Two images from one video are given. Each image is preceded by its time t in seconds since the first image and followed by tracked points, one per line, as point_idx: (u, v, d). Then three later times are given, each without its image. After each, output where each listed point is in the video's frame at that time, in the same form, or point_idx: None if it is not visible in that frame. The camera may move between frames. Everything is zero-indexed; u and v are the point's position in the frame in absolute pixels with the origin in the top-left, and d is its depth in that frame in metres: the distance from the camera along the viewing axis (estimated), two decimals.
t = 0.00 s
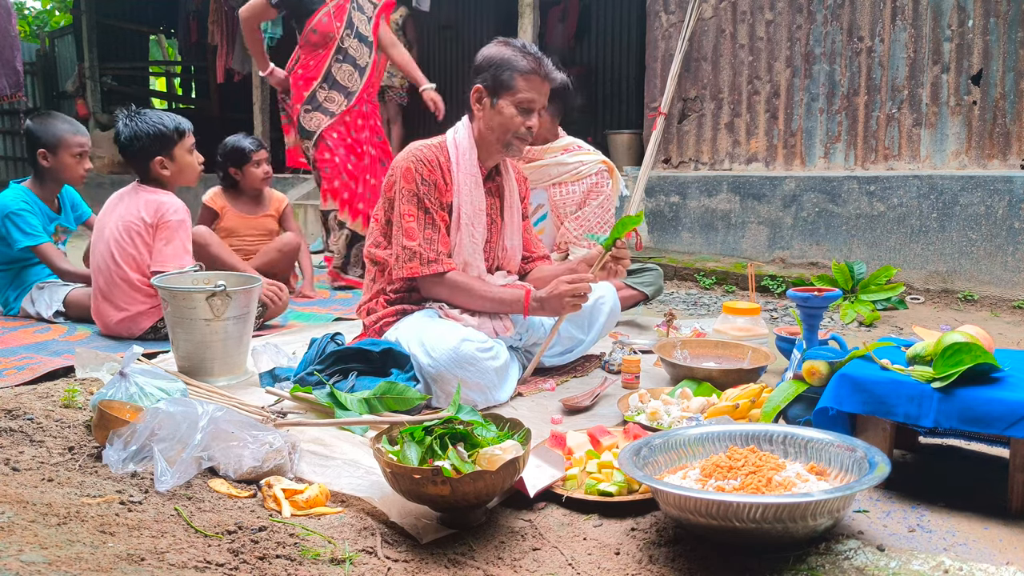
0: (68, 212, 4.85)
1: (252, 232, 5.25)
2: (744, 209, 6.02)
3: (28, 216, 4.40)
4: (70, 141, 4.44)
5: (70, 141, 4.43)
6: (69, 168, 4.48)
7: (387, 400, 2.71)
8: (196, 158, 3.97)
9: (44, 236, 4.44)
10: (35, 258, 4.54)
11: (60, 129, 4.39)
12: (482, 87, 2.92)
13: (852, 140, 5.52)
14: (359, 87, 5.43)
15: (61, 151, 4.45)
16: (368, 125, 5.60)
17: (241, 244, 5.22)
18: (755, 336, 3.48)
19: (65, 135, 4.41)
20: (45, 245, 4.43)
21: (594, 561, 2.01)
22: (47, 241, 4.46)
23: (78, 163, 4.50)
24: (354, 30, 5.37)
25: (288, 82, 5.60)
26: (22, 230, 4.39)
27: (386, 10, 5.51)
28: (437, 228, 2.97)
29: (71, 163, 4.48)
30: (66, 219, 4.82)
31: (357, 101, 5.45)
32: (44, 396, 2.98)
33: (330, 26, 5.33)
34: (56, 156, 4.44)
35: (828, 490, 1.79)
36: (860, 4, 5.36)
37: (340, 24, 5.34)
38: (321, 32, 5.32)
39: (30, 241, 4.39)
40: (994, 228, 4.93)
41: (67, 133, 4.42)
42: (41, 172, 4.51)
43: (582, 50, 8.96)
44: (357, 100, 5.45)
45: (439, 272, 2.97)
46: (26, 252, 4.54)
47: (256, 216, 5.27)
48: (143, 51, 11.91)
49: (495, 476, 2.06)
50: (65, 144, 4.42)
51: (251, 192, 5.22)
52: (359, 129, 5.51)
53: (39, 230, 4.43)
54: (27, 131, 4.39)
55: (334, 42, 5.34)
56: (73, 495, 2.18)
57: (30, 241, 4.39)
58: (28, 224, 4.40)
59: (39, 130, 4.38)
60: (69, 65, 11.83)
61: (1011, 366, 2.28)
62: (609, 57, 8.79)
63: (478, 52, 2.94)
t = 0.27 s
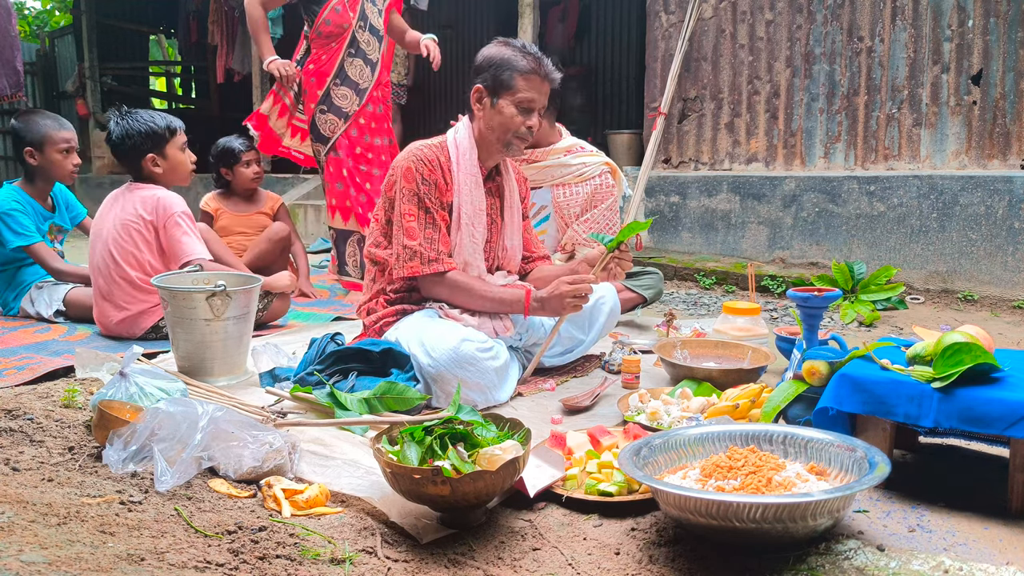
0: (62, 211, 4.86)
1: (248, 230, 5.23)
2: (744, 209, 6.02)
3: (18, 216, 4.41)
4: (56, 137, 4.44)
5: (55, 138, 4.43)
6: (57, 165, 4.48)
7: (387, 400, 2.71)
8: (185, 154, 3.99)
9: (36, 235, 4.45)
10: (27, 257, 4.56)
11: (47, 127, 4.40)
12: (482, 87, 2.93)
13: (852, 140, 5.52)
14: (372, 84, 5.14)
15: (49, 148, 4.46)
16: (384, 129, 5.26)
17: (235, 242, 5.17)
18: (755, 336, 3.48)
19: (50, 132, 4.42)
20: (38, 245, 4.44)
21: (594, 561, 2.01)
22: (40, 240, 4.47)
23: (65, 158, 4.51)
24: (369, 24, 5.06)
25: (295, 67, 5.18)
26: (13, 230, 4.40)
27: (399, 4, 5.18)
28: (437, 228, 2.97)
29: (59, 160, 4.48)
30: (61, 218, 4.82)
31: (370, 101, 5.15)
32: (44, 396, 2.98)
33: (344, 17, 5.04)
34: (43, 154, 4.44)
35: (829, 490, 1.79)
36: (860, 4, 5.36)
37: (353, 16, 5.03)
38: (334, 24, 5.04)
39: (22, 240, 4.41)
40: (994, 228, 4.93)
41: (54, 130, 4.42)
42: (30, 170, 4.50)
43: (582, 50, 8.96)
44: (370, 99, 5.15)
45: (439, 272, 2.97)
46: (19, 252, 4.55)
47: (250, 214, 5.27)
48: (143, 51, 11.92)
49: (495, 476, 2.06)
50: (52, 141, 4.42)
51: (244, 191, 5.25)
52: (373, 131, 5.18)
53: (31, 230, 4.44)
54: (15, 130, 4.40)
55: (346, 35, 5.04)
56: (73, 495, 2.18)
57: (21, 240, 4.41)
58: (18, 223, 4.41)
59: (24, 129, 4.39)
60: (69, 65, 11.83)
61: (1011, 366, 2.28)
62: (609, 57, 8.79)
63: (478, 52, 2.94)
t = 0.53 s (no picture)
0: (59, 211, 4.87)
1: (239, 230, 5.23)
2: (744, 209, 6.02)
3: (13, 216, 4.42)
4: (49, 136, 4.43)
5: (49, 136, 4.42)
6: (51, 163, 4.48)
7: (387, 400, 2.71)
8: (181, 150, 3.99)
9: (33, 235, 4.45)
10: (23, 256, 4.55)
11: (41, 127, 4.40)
12: (482, 87, 2.93)
13: (852, 140, 5.52)
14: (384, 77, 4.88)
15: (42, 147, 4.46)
16: (395, 128, 5.00)
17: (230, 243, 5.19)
18: (755, 336, 3.48)
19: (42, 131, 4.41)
20: (33, 244, 4.44)
21: (594, 561, 2.01)
22: (36, 240, 4.47)
23: (59, 156, 4.49)
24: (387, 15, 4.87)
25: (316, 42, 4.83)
26: (10, 229, 4.40)
27: None
28: (437, 228, 2.97)
29: (54, 158, 4.48)
30: (57, 218, 4.83)
31: (382, 95, 4.89)
32: (44, 396, 2.98)
33: (363, 6, 4.76)
34: (36, 152, 4.44)
35: (829, 490, 1.79)
36: (860, 4, 5.36)
37: (372, 4, 4.79)
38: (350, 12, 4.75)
39: (19, 240, 4.41)
40: (994, 228, 4.93)
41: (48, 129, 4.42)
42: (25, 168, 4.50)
43: (582, 50, 8.96)
44: (381, 93, 4.89)
45: (439, 272, 2.97)
46: (15, 252, 4.54)
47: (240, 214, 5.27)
48: (143, 51, 11.92)
49: (495, 476, 2.06)
50: (45, 139, 4.41)
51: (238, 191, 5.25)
52: (382, 128, 4.91)
53: (27, 229, 4.44)
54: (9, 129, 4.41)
55: (365, 26, 4.78)
56: (73, 495, 2.18)
57: (18, 240, 4.41)
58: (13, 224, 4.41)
59: (17, 129, 4.40)
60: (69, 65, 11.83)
61: (1012, 367, 2.28)
62: (609, 57, 8.79)
63: (479, 53, 2.94)
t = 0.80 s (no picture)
0: (59, 211, 4.86)
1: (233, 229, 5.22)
2: (744, 209, 6.02)
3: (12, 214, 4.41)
4: (48, 136, 4.43)
5: (47, 136, 4.42)
6: (49, 163, 4.47)
7: (387, 400, 2.71)
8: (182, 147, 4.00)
9: (32, 234, 4.44)
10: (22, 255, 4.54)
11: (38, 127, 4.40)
12: (482, 87, 2.92)
13: (852, 140, 5.52)
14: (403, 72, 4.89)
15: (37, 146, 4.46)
16: (414, 124, 4.99)
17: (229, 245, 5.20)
18: (755, 336, 3.48)
19: (40, 130, 4.40)
20: (33, 244, 4.43)
21: (594, 561, 2.01)
22: (36, 240, 4.46)
23: (58, 156, 4.49)
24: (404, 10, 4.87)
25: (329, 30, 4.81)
26: (9, 229, 4.39)
27: None
28: (437, 228, 2.97)
29: (53, 158, 4.47)
30: (57, 218, 4.83)
31: (402, 91, 4.89)
32: (44, 396, 2.98)
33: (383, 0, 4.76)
34: (33, 152, 4.44)
35: (829, 490, 1.79)
36: (860, 4, 5.36)
37: None
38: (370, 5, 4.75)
39: (18, 239, 4.39)
40: (994, 228, 4.93)
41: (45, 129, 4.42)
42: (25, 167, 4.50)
43: (582, 50, 8.96)
44: (401, 88, 4.89)
45: (438, 272, 2.97)
46: (15, 252, 4.52)
47: (233, 212, 5.26)
48: (143, 51, 11.92)
49: (495, 476, 2.06)
50: (43, 139, 4.40)
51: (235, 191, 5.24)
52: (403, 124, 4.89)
53: (27, 229, 4.43)
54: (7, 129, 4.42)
55: (383, 20, 4.76)
56: (73, 495, 2.18)
57: (18, 239, 4.39)
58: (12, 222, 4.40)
59: (15, 129, 4.40)
60: (69, 65, 11.83)
61: (1012, 367, 2.28)
62: (609, 57, 8.80)
63: (478, 53, 2.94)
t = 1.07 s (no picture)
0: (58, 211, 4.87)
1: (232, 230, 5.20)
2: (744, 209, 6.02)
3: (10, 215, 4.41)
4: (47, 137, 4.42)
5: (47, 137, 4.42)
6: (48, 164, 4.47)
7: (387, 400, 2.71)
8: (199, 157, 4.05)
9: (31, 234, 4.45)
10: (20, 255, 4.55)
11: (39, 127, 4.40)
12: (481, 87, 2.93)
13: (852, 140, 5.52)
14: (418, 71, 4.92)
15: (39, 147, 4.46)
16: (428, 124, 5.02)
17: (228, 246, 5.18)
18: (755, 336, 3.48)
19: (40, 131, 4.41)
20: (33, 244, 4.44)
21: (594, 561, 2.01)
22: (35, 239, 4.47)
23: (58, 157, 4.49)
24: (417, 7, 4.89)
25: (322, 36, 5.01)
26: (9, 229, 4.41)
27: None
28: (436, 228, 2.97)
29: (52, 158, 4.47)
30: (56, 218, 4.84)
31: (418, 90, 4.92)
32: (44, 396, 2.98)
33: None
34: (34, 152, 4.44)
35: (828, 490, 1.79)
36: (860, 4, 5.36)
37: None
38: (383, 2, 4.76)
39: (17, 239, 4.41)
40: (994, 228, 4.93)
41: (46, 130, 4.42)
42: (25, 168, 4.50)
43: (582, 50, 8.97)
44: (417, 87, 4.92)
45: (438, 272, 2.97)
46: (14, 251, 4.52)
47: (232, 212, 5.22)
48: (143, 51, 11.93)
49: (495, 476, 2.06)
50: (42, 139, 4.40)
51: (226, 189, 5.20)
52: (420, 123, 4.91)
53: (26, 228, 4.44)
54: (7, 129, 4.42)
55: (398, 15, 4.78)
56: (73, 495, 2.18)
57: (17, 239, 4.41)
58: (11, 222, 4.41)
59: (15, 129, 4.40)
60: (69, 65, 11.84)
61: (1011, 367, 2.28)
62: (609, 57, 8.80)
63: (478, 53, 2.94)
